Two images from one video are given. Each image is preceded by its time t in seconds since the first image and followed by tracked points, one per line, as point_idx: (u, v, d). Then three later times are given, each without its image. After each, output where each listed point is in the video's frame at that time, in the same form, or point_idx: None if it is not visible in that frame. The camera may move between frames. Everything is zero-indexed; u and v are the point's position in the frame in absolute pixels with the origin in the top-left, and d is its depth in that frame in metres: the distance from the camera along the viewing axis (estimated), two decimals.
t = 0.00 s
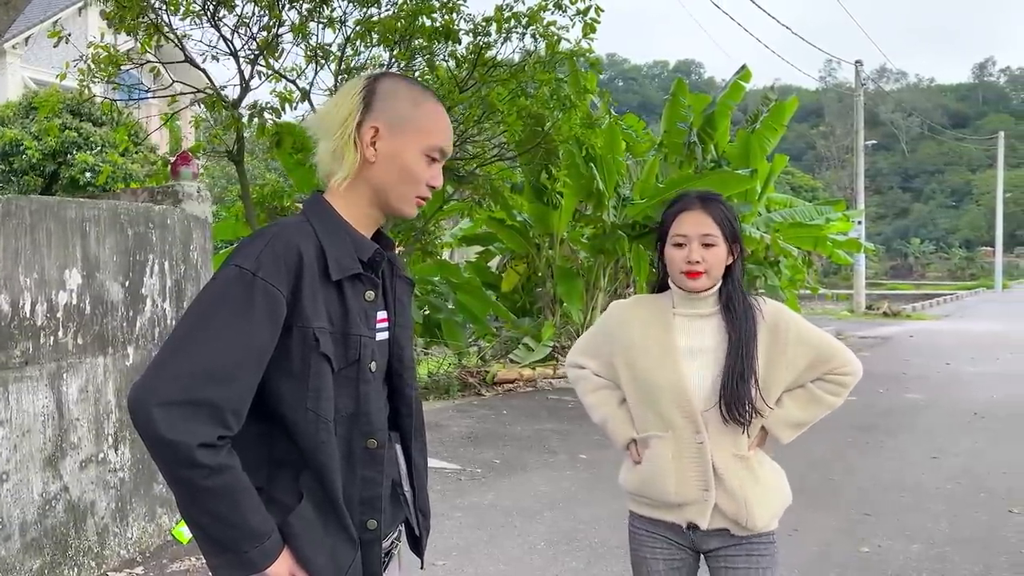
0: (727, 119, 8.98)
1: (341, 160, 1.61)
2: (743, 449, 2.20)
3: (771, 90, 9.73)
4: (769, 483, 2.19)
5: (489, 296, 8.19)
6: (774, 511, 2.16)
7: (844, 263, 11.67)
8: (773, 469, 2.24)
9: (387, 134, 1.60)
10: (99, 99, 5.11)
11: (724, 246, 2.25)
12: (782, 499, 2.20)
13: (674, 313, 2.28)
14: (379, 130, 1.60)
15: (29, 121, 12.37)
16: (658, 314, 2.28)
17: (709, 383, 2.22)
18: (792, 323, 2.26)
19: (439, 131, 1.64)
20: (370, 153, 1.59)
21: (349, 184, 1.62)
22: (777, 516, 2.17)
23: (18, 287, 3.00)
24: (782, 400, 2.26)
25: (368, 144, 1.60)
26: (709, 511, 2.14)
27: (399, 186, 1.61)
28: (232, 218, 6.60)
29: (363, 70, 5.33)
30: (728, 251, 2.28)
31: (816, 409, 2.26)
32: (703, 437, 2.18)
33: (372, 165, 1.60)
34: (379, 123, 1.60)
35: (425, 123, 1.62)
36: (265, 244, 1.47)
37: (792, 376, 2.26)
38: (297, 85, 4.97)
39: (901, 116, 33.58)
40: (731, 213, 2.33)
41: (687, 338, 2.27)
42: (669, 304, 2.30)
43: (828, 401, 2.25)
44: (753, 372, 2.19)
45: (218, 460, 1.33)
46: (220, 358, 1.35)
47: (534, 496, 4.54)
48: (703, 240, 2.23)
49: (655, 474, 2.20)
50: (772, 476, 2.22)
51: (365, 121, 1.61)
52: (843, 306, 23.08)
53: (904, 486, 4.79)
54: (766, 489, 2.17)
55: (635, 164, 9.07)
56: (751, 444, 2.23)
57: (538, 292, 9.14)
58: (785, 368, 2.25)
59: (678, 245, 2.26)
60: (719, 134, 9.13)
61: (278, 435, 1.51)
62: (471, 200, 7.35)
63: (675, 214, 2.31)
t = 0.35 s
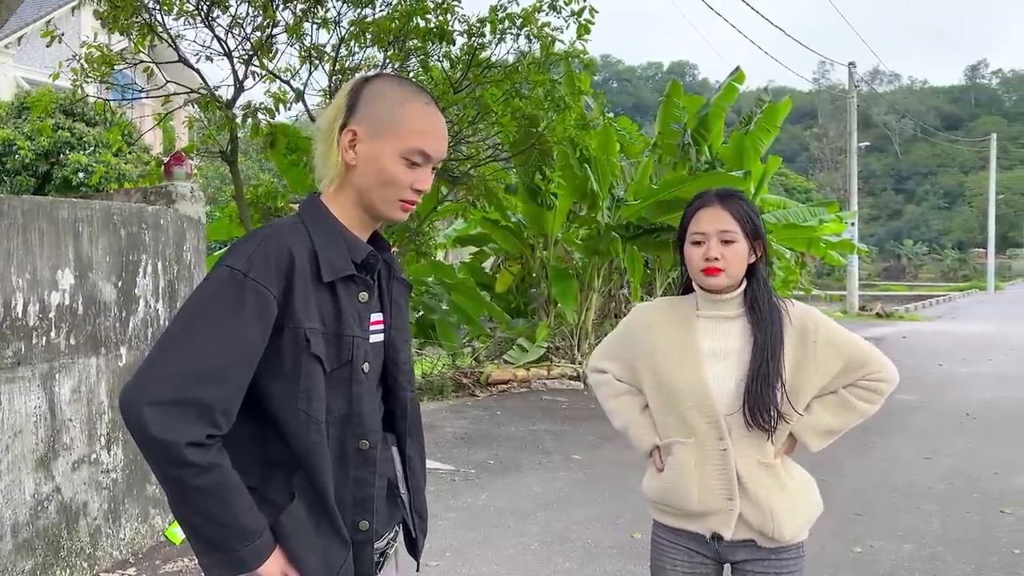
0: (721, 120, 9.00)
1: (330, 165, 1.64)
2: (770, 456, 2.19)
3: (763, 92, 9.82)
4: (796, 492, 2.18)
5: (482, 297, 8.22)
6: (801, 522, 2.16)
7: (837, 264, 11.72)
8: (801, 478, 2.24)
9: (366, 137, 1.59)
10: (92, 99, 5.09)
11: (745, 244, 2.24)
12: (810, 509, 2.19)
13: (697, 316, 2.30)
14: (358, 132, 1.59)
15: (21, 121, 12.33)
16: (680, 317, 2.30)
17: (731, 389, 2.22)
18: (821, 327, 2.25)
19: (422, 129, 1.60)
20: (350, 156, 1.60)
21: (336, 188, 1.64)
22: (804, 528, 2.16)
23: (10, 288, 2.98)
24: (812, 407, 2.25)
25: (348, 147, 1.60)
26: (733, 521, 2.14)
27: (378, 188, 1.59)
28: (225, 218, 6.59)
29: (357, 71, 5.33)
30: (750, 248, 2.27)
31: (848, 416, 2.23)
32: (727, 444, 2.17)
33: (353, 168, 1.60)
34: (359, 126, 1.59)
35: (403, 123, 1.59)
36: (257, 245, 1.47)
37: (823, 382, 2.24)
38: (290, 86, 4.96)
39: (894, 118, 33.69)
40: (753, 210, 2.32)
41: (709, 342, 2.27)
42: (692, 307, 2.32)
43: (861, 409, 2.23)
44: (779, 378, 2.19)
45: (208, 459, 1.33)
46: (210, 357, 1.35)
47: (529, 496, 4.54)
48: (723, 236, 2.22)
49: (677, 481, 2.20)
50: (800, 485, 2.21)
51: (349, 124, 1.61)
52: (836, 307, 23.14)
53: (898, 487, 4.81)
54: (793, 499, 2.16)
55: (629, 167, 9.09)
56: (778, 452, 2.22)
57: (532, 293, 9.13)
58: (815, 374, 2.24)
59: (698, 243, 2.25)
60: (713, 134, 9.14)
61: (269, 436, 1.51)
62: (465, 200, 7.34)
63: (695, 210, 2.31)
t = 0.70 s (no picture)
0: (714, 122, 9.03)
1: (319, 168, 1.65)
2: (790, 466, 2.19)
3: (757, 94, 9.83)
4: (819, 504, 2.17)
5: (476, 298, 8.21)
6: (823, 535, 2.14)
7: (830, 265, 11.75)
8: (827, 489, 2.22)
9: (348, 140, 1.59)
10: (84, 98, 5.07)
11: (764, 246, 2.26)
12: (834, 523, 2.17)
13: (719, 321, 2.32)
14: (341, 136, 1.60)
15: (12, 121, 12.29)
16: (700, 323, 2.32)
17: (752, 396, 2.22)
18: (849, 333, 2.23)
19: (403, 129, 1.59)
20: (335, 160, 1.60)
21: (324, 193, 1.64)
22: (827, 540, 2.15)
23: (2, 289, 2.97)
24: (839, 415, 2.22)
25: (332, 151, 1.60)
26: (752, 532, 2.15)
27: (364, 191, 1.59)
28: (217, 220, 6.58)
29: (351, 72, 5.32)
30: (769, 250, 2.28)
31: (875, 428, 2.19)
32: (745, 453, 2.18)
33: (339, 172, 1.61)
34: (342, 130, 1.60)
35: (384, 124, 1.58)
36: (249, 247, 1.47)
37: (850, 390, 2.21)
38: (283, 86, 4.94)
39: (887, 120, 33.82)
40: (772, 211, 2.33)
41: (731, 348, 2.29)
42: (715, 311, 2.35)
43: (891, 420, 2.18)
44: (800, 385, 2.18)
45: (200, 459, 1.32)
46: (200, 358, 1.35)
47: (522, 498, 4.53)
48: (740, 239, 2.24)
49: (697, 489, 2.21)
50: (824, 497, 2.19)
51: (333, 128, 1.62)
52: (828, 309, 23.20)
53: (890, 488, 4.82)
54: (815, 512, 2.15)
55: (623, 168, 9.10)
56: (801, 463, 2.21)
57: (525, 294, 9.12)
58: (843, 381, 2.21)
59: (714, 246, 2.28)
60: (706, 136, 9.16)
61: (262, 436, 1.51)
62: (459, 202, 7.33)
63: (713, 211, 2.33)
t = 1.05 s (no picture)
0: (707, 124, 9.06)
1: (308, 172, 1.65)
2: (778, 467, 2.19)
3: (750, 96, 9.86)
4: (805, 507, 2.17)
5: (469, 299, 8.21)
6: (809, 537, 2.14)
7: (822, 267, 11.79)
8: (814, 492, 2.22)
9: (337, 140, 1.59)
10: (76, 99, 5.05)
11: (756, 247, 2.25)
12: (820, 525, 2.17)
13: (712, 320, 2.33)
14: (329, 137, 1.60)
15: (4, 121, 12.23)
16: (693, 323, 2.33)
17: (741, 395, 2.23)
18: (840, 336, 2.23)
19: (390, 126, 1.60)
20: (324, 161, 1.60)
21: (316, 196, 1.64)
22: (813, 543, 2.15)
23: None
24: (829, 419, 2.22)
25: (322, 153, 1.61)
26: (736, 532, 2.16)
27: (355, 190, 1.59)
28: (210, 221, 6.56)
29: (344, 73, 5.32)
30: (764, 250, 2.28)
31: (865, 432, 2.19)
32: (732, 452, 2.18)
33: (329, 173, 1.61)
34: (329, 131, 1.60)
35: (371, 122, 1.59)
36: (246, 247, 1.47)
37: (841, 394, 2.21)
38: (277, 86, 4.93)
39: (879, 122, 33.94)
40: (767, 212, 2.32)
41: (723, 348, 2.29)
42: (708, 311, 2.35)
43: (882, 425, 2.18)
44: (790, 387, 2.18)
45: (198, 459, 1.32)
46: (197, 357, 1.35)
47: (516, 499, 4.53)
48: (733, 239, 2.25)
49: (683, 488, 2.23)
50: (811, 499, 2.19)
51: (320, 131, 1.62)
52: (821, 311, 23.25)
53: (881, 489, 4.84)
54: (801, 514, 2.15)
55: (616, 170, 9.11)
56: (789, 466, 2.22)
57: (519, 295, 9.11)
58: (833, 385, 2.21)
59: (708, 246, 2.28)
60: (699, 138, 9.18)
61: (260, 435, 1.50)
62: (452, 203, 7.33)
63: (708, 212, 2.33)
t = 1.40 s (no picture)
0: (701, 125, 9.08)
1: (304, 175, 1.64)
2: (762, 467, 2.19)
3: (743, 98, 9.89)
4: (789, 507, 2.17)
5: (462, 300, 8.23)
6: (791, 537, 2.14)
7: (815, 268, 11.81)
8: (798, 492, 2.22)
9: (332, 142, 1.59)
10: (68, 99, 5.03)
11: (738, 251, 2.25)
12: (804, 526, 2.17)
13: (700, 319, 2.33)
14: (324, 140, 1.59)
15: None
16: (682, 323, 2.34)
17: (727, 395, 2.23)
18: (825, 336, 2.23)
19: (386, 125, 1.60)
20: (321, 164, 1.60)
21: (313, 199, 1.64)
22: (795, 543, 2.15)
23: None
24: (814, 420, 2.22)
25: (318, 156, 1.60)
26: (718, 531, 2.17)
27: (354, 190, 1.59)
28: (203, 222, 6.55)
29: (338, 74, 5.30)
30: (746, 253, 2.28)
31: (849, 433, 2.18)
32: (716, 451, 2.19)
33: (326, 175, 1.60)
34: (324, 134, 1.60)
35: (366, 122, 1.58)
36: (240, 249, 1.47)
37: (825, 396, 2.21)
38: (271, 87, 4.91)
39: (872, 124, 34.04)
40: (751, 214, 2.31)
41: (711, 348, 2.30)
42: (696, 311, 2.36)
43: (867, 426, 2.18)
44: (774, 386, 2.18)
45: (193, 459, 1.32)
46: (193, 359, 1.34)
47: (509, 501, 4.53)
48: (715, 243, 2.25)
49: (667, 486, 2.24)
50: (794, 499, 2.19)
51: (314, 134, 1.62)
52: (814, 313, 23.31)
53: (873, 490, 4.85)
54: (783, 514, 2.15)
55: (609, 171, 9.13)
56: (773, 465, 2.22)
57: (512, 297, 9.13)
58: (818, 385, 2.21)
59: (692, 251, 2.28)
60: (693, 140, 9.19)
61: (254, 436, 1.50)
62: (446, 204, 7.32)
63: (692, 215, 2.32)
